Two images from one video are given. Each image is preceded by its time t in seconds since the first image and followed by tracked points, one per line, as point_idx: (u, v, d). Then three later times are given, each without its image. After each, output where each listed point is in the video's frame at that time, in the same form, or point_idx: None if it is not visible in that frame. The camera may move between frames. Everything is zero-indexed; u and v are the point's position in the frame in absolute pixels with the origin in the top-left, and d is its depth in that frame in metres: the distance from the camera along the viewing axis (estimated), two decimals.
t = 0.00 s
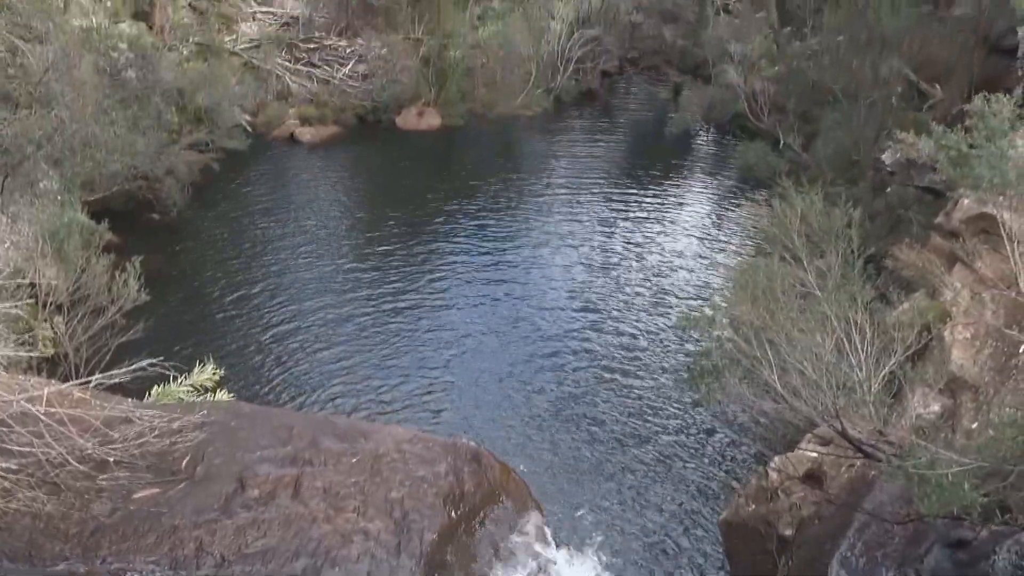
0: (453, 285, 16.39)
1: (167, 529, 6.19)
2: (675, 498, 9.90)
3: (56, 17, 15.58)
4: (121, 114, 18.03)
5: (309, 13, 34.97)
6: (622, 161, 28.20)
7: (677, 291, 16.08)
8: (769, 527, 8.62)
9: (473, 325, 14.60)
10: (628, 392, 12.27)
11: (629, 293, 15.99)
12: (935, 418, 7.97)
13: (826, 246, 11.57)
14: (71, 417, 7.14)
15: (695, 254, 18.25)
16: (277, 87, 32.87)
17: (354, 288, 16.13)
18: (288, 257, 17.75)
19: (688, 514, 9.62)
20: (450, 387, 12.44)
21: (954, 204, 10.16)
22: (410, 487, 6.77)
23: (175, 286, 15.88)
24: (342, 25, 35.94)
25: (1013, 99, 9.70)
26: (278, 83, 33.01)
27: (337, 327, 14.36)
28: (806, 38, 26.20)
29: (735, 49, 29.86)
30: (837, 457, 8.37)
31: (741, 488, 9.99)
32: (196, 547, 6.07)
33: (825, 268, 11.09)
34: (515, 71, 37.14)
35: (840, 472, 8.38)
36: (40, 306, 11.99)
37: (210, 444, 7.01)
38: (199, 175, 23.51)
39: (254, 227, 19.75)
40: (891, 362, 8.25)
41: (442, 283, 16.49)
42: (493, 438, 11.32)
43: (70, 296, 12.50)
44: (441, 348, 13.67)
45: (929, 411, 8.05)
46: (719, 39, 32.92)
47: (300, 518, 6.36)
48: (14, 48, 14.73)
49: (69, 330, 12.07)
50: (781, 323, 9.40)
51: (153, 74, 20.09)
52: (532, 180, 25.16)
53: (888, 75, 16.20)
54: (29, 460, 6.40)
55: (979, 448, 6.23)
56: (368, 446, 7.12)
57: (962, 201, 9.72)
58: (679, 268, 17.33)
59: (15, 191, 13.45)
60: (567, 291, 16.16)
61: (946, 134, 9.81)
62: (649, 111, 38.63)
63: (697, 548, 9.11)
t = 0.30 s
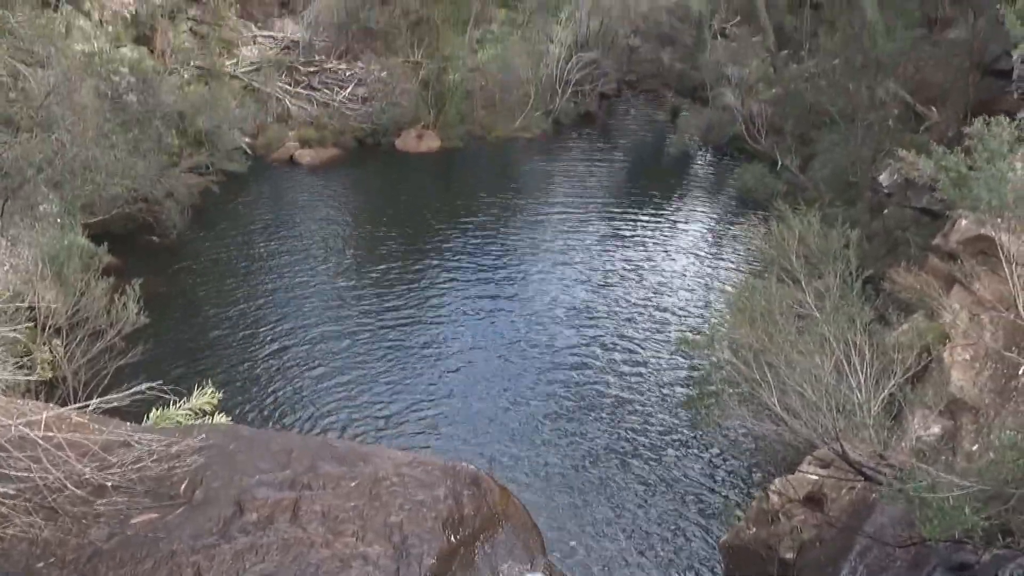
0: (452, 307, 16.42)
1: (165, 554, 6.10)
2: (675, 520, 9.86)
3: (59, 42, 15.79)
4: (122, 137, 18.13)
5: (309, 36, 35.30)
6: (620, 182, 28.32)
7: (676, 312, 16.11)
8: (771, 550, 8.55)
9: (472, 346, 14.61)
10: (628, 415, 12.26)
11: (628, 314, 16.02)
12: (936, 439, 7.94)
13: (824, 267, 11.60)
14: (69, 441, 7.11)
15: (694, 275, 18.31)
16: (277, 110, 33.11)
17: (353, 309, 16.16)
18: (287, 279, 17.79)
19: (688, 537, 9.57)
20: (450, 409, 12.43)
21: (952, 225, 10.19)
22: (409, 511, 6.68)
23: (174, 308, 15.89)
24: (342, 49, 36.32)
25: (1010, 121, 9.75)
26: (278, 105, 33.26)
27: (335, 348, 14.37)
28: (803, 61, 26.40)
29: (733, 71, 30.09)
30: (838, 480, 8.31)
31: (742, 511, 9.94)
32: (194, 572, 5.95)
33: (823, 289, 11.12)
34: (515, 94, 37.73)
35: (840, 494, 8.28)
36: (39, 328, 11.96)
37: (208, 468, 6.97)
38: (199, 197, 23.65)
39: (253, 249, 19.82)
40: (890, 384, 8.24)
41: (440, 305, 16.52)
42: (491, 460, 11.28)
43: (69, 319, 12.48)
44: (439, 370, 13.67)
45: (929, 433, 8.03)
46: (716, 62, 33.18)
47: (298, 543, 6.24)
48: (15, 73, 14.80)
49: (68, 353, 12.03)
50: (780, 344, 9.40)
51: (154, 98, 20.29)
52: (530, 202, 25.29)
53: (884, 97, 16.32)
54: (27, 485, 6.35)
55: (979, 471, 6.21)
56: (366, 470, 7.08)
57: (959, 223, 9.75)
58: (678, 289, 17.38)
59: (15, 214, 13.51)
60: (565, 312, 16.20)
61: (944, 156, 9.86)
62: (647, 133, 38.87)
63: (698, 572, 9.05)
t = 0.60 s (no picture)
0: (451, 327, 16.44)
1: None
2: (677, 542, 9.80)
3: (58, 66, 15.96)
4: (123, 159, 18.20)
5: (309, 60, 34.76)
6: (619, 204, 28.37)
7: (676, 334, 16.10)
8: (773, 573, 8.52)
9: (471, 367, 14.63)
10: (628, 437, 12.23)
11: (627, 335, 16.04)
12: (937, 462, 7.89)
13: (824, 288, 11.62)
14: (66, 465, 7.05)
15: (692, 296, 18.36)
16: (278, 132, 33.32)
17: (351, 330, 16.17)
18: (286, 300, 17.82)
19: (689, 559, 9.52)
20: (449, 430, 12.41)
21: (949, 247, 10.16)
22: (408, 535, 6.62)
23: (173, 330, 15.89)
24: (342, 72, 35.67)
25: (1006, 143, 9.80)
26: (279, 127, 33.40)
27: (334, 369, 14.38)
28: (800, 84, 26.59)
29: (731, 94, 30.27)
30: (839, 502, 8.26)
31: (744, 533, 9.90)
32: None
33: (823, 310, 11.14)
34: (515, 114, 38.49)
35: (841, 517, 8.22)
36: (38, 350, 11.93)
37: (206, 491, 6.92)
38: (200, 218, 23.71)
39: (253, 269, 19.89)
40: (891, 406, 8.21)
41: (439, 325, 16.54)
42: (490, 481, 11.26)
43: (68, 341, 12.46)
44: (438, 391, 13.66)
45: (930, 455, 8.00)
46: (714, 84, 33.38)
47: (296, 567, 6.18)
48: (19, 95, 14.98)
49: (67, 375, 11.99)
50: (780, 367, 9.38)
51: (155, 119, 20.51)
52: (530, 223, 25.39)
53: (882, 119, 16.41)
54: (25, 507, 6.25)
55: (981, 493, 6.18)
56: (365, 492, 7.04)
57: (957, 244, 9.77)
58: (678, 311, 17.38)
59: (16, 235, 13.57)
60: (564, 333, 16.23)
61: (941, 178, 9.90)
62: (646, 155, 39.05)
63: None
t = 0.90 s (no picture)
0: (450, 347, 16.46)
1: None
2: (676, 564, 9.75)
3: (60, 88, 16.19)
4: (124, 180, 18.25)
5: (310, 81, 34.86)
6: (618, 224, 28.46)
7: (676, 354, 16.13)
8: None
9: (470, 386, 14.64)
10: (627, 456, 12.23)
11: (625, 355, 16.07)
12: (938, 484, 7.87)
13: (823, 309, 11.63)
14: (63, 487, 7.00)
15: (691, 316, 18.40)
16: (278, 153, 33.50)
17: (351, 350, 16.18)
18: (285, 320, 17.83)
19: None
20: (448, 450, 12.41)
21: (947, 268, 10.21)
22: (407, 558, 6.58)
23: (171, 350, 15.85)
24: (343, 93, 35.75)
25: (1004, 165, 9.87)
26: (279, 148, 33.58)
27: (334, 389, 14.38)
28: (798, 106, 26.78)
29: (729, 115, 30.45)
30: (840, 524, 8.21)
31: (744, 555, 9.84)
32: None
33: (822, 331, 11.14)
34: (515, 136, 38.96)
35: (842, 539, 8.17)
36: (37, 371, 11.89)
37: (204, 513, 6.87)
38: (200, 238, 23.79)
39: (253, 289, 19.91)
40: (891, 428, 8.19)
41: (439, 345, 16.56)
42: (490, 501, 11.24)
43: (67, 362, 12.42)
44: (437, 411, 13.66)
45: (931, 476, 7.97)
46: (713, 106, 33.59)
47: None
48: (20, 116, 14.75)
49: (65, 396, 11.94)
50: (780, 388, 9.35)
51: (156, 140, 20.68)
52: (530, 242, 25.46)
53: (879, 140, 16.51)
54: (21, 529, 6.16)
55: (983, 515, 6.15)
56: (365, 514, 7.01)
57: (955, 265, 9.80)
58: (677, 331, 17.41)
59: (17, 255, 13.60)
60: (563, 352, 16.26)
61: (939, 200, 9.96)
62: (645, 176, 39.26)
63: None
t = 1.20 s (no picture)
0: (450, 365, 16.47)
1: None
2: None
3: (61, 108, 16.16)
4: (124, 200, 18.28)
5: (310, 101, 34.91)
6: (618, 243, 28.54)
7: (676, 373, 16.14)
8: None
9: (471, 405, 14.63)
10: (628, 475, 12.22)
11: (626, 374, 16.09)
12: (939, 504, 7.82)
13: (824, 329, 11.64)
14: (61, 507, 6.97)
15: (691, 335, 18.42)
16: (279, 172, 33.64)
17: (351, 369, 16.19)
18: (285, 339, 17.83)
19: None
20: (449, 468, 12.39)
21: (947, 287, 10.16)
22: None
23: (170, 369, 15.81)
24: (343, 113, 35.82)
25: (1003, 185, 9.90)
26: (279, 167, 33.75)
27: (333, 408, 14.36)
28: (796, 126, 26.92)
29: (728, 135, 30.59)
30: (842, 545, 8.16)
31: None
32: None
33: (822, 351, 11.14)
34: (515, 155, 39.21)
35: (844, 560, 8.11)
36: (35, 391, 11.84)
37: (201, 534, 6.82)
38: (200, 257, 23.85)
39: (252, 308, 19.93)
40: (891, 448, 8.16)
41: (439, 363, 16.55)
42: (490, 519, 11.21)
43: (66, 381, 12.38)
44: (437, 429, 13.65)
45: (933, 496, 7.93)
46: (712, 125, 33.76)
47: None
48: (21, 135, 14.58)
49: (63, 415, 11.89)
50: (780, 409, 9.31)
51: (157, 159, 20.74)
52: (529, 261, 25.52)
53: (878, 160, 16.59)
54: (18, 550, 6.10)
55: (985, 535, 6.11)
56: (364, 536, 6.97)
57: (954, 285, 9.79)
58: (677, 350, 17.43)
59: (17, 274, 13.57)
60: (563, 371, 16.29)
61: (938, 219, 9.98)
62: (645, 195, 39.41)
63: None
